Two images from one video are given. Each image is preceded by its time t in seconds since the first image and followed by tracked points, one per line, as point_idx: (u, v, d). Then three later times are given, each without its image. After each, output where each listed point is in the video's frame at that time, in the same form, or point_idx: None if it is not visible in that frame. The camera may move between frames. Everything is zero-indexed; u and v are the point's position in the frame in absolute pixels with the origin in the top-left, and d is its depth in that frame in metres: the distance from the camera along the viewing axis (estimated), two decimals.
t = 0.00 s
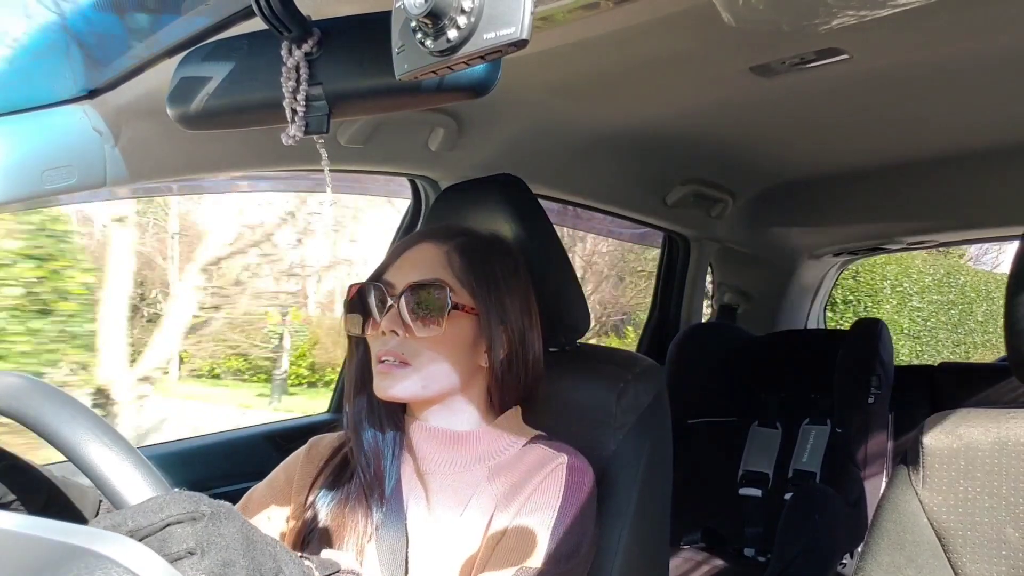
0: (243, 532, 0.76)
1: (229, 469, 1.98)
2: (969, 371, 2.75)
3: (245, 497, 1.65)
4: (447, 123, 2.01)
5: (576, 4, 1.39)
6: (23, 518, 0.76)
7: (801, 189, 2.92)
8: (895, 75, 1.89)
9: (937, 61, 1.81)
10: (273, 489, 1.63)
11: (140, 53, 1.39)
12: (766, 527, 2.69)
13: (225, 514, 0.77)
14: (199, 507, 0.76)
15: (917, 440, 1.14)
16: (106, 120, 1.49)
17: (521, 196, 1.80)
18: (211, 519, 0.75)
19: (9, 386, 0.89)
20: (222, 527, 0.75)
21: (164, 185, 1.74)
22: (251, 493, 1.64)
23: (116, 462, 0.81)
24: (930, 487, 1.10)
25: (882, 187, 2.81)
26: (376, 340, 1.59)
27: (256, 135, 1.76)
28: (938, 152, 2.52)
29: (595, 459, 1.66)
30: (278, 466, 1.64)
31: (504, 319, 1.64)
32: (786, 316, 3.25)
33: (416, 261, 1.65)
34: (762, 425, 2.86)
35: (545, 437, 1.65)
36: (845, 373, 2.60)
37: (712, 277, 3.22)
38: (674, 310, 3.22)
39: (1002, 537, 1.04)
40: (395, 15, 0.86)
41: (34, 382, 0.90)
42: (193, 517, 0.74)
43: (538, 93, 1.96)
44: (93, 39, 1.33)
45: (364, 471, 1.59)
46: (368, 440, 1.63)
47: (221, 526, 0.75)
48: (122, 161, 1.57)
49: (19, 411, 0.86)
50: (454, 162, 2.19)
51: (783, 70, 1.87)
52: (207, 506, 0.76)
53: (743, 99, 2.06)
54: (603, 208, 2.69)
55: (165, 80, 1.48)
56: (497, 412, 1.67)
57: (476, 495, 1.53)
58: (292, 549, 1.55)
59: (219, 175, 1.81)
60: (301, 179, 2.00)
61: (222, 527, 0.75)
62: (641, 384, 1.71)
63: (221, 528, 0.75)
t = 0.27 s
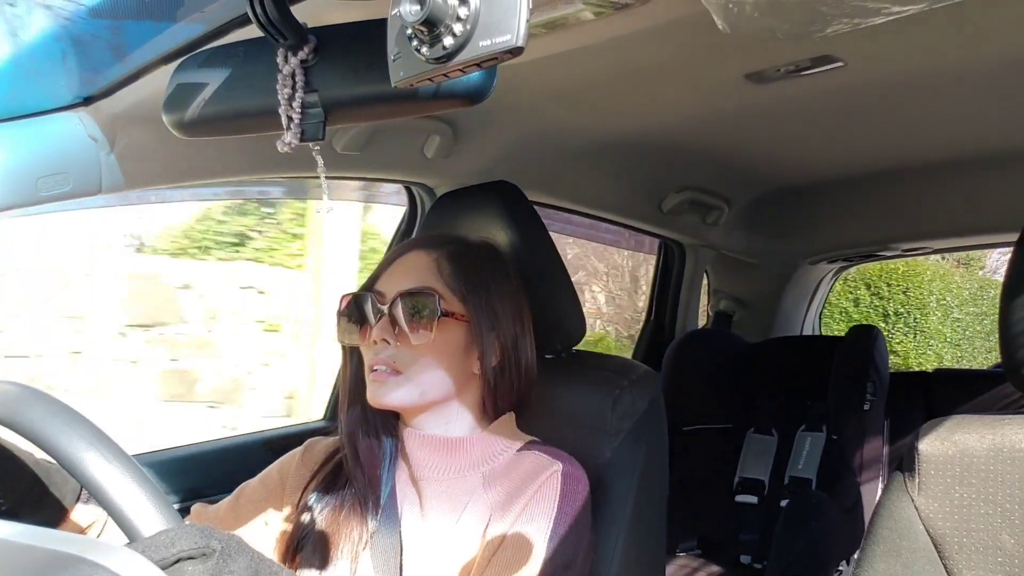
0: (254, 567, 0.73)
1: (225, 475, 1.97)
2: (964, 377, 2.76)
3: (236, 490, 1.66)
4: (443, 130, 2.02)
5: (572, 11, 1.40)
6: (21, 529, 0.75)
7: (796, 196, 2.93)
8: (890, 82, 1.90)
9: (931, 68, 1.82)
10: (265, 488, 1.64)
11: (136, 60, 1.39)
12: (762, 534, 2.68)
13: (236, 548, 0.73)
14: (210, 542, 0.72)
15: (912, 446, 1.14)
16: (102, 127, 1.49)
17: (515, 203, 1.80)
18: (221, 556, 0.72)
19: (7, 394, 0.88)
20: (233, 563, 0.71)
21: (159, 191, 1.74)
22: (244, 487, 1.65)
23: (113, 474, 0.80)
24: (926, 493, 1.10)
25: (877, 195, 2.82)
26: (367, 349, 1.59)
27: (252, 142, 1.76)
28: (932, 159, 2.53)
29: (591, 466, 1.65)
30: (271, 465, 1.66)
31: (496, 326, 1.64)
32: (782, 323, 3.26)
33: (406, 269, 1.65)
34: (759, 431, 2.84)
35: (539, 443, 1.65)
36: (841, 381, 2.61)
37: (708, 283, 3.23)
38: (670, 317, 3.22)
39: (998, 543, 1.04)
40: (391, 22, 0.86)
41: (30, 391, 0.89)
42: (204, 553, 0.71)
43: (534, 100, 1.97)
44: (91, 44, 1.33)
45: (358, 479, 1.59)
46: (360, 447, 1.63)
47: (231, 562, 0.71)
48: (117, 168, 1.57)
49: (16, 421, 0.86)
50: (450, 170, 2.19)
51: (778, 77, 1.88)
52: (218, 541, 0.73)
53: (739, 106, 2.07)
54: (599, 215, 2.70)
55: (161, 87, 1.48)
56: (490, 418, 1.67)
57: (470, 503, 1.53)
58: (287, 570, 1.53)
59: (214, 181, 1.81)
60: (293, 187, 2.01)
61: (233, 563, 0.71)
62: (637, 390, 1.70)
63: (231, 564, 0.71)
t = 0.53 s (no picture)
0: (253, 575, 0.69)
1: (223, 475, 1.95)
2: (960, 378, 2.76)
3: (229, 489, 1.67)
4: (438, 131, 2.01)
5: (567, 10, 1.39)
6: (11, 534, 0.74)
7: (792, 197, 2.93)
8: (886, 83, 1.90)
9: (926, 69, 1.82)
10: (258, 487, 1.65)
11: (129, 59, 1.38)
12: (759, 535, 2.67)
13: (233, 557, 0.70)
14: (206, 552, 0.69)
15: (909, 447, 1.14)
16: (94, 127, 1.48)
17: (510, 204, 1.79)
18: (218, 565, 0.68)
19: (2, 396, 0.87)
20: (231, 573, 0.67)
21: (151, 192, 1.73)
22: (236, 486, 1.66)
23: (109, 479, 0.79)
24: (923, 495, 1.09)
25: (872, 195, 2.82)
26: (362, 353, 1.59)
27: (247, 142, 1.75)
28: (929, 160, 2.53)
29: (588, 467, 1.65)
30: (264, 463, 1.66)
31: (490, 328, 1.63)
32: (778, 324, 3.26)
33: (401, 273, 1.65)
34: (754, 433, 2.84)
35: (535, 444, 1.64)
36: (837, 382, 2.60)
37: (704, 285, 3.22)
38: (665, 318, 3.22)
39: (996, 546, 1.04)
40: (385, 21, 0.85)
41: (25, 393, 0.88)
42: (200, 563, 0.68)
43: (531, 100, 1.96)
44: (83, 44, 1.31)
45: (353, 482, 1.59)
46: (354, 449, 1.63)
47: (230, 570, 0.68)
48: (109, 168, 1.56)
49: (10, 423, 0.84)
50: (446, 171, 2.19)
51: (774, 78, 1.87)
52: (214, 550, 0.69)
53: (735, 107, 2.06)
54: (596, 216, 2.69)
55: (154, 87, 1.47)
56: (485, 420, 1.66)
57: (465, 504, 1.52)
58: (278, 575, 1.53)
59: (208, 182, 1.80)
60: (284, 185, 2.03)
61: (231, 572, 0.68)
62: (632, 392, 1.69)
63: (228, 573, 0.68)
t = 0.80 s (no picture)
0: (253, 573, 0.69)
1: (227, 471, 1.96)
2: (957, 374, 2.77)
3: (231, 484, 1.68)
4: (437, 127, 2.01)
5: (565, 7, 1.40)
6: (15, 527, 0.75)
7: (790, 193, 2.93)
8: (884, 80, 1.91)
9: (924, 66, 1.82)
10: (260, 483, 1.66)
11: (128, 55, 1.38)
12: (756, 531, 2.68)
13: (235, 554, 0.70)
14: (208, 549, 0.69)
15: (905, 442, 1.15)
16: (93, 123, 1.48)
17: (510, 201, 1.79)
18: (220, 562, 0.68)
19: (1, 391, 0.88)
20: (232, 571, 0.68)
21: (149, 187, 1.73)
22: (238, 482, 1.67)
23: (107, 473, 0.80)
24: (919, 489, 1.10)
25: (870, 192, 2.82)
26: (364, 349, 1.59)
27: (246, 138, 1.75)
28: (926, 157, 2.54)
29: (586, 462, 1.65)
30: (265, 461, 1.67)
31: (491, 325, 1.64)
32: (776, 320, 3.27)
33: (402, 269, 1.65)
34: (752, 429, 2.85)
35: (535, 440, 1.65)
36: (835, 377, 2.61)
37: (703, 282, 3.26)
38: (664, 314, 3.22)
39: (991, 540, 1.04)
40: (384, 18, 0.86)
41: (26, 389, 0.88)
42: (202, 561, 0.68)
43: (529, 97, 1.97)
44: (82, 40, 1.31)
45: (353, 478, 1.59)
46: (355, 445, 1.63)
47: (231, 568, 0.68)
48: (108, 164, 1.56)
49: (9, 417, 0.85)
50: (444, 167, 2.19)
51: (773, 75, 1.88)
52: (216, 548, 0.69)
53: (733, 103, 2.07)
54: (594, 212, 2.70)
55: (154, 83, 1.47)
56: (486, 416, 1.67)
57: (466, 500, 1.52)
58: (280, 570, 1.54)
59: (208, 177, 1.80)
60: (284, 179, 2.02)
61: (233, 569, 0.68)
62: (631, 388, 1.70)
63: (230, 570, 0.68)
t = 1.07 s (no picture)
0: (247, 561, 0.72)
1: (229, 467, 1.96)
2: (956, 370, 2.77)
3: (231, 483, 1.67)
4: (437, 123, 2.01)
5: (566, 3, 1.40)
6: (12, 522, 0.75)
7: (789, 190, 2.93)
8: (884, 76, 1.90)
9: (924, 62, 1.82)
10: (259, 480, 1.65)
11: (128, 51, 1.37)
12: (755, 525, 2.68)
13: (229, 543, 0.73)
14: (204, 538, 0.72)
15: (904, 438, 1.15)
16: (93, 119, 1.48)
17: (510, 196, 1.79)
18: (216, 550, 0.71)
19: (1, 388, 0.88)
20: (227, 559, 0.71)
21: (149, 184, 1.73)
22: (238, 480, 1.66)
23: (109, 471, 0.80)
24: (918, 486, 1.10)
25: (870, 188, 2.82)
26: (365, 347, 1.59)
27: (246, 134, 1.75)
28: (926, 153, 2.54)
29: (586, 458, 1.66)
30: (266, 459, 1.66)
31: (492, 320, 1.64)
32: (775, 315, 3.27)
33: (403, 266, 1.65)
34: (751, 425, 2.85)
35: (536, 436, 1.65)
36: (835, 373, 2.61)
37: (702, 277, 3.23)
38: (663, 310, 3.22)
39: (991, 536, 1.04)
40: (384, 14, 0.85)
41: (23, 384, 0.88)
42: (198, 549, 0.70)
43: (529, 93, 1.96)
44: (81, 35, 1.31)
45: (355, 475, 1.59)
46: (356, 443, 1.63)
47: (225, 556, 0.71)
48: (108, 161, 1.55)
49: (9, 413, 0.85)
50: (444, 163, 2.19)
51: (773, 71, 1.87)
52: (211, 536, 0.72)
53: (733, 99, 2.07)
54: (594, 209, 2.69)
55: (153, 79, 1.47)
56: (487, 413, 1.67)
57: (467, 496, 1.53)
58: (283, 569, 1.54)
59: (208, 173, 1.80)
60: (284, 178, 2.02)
61: (227, 557, 0.71)
62: (630, 384, 1.70)
63: (226, 558, 0.71)
